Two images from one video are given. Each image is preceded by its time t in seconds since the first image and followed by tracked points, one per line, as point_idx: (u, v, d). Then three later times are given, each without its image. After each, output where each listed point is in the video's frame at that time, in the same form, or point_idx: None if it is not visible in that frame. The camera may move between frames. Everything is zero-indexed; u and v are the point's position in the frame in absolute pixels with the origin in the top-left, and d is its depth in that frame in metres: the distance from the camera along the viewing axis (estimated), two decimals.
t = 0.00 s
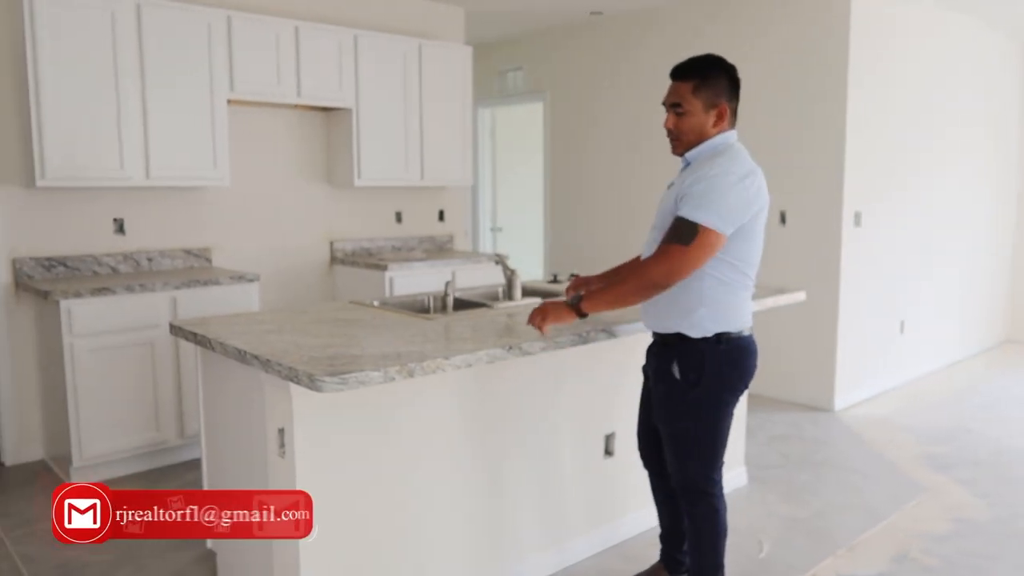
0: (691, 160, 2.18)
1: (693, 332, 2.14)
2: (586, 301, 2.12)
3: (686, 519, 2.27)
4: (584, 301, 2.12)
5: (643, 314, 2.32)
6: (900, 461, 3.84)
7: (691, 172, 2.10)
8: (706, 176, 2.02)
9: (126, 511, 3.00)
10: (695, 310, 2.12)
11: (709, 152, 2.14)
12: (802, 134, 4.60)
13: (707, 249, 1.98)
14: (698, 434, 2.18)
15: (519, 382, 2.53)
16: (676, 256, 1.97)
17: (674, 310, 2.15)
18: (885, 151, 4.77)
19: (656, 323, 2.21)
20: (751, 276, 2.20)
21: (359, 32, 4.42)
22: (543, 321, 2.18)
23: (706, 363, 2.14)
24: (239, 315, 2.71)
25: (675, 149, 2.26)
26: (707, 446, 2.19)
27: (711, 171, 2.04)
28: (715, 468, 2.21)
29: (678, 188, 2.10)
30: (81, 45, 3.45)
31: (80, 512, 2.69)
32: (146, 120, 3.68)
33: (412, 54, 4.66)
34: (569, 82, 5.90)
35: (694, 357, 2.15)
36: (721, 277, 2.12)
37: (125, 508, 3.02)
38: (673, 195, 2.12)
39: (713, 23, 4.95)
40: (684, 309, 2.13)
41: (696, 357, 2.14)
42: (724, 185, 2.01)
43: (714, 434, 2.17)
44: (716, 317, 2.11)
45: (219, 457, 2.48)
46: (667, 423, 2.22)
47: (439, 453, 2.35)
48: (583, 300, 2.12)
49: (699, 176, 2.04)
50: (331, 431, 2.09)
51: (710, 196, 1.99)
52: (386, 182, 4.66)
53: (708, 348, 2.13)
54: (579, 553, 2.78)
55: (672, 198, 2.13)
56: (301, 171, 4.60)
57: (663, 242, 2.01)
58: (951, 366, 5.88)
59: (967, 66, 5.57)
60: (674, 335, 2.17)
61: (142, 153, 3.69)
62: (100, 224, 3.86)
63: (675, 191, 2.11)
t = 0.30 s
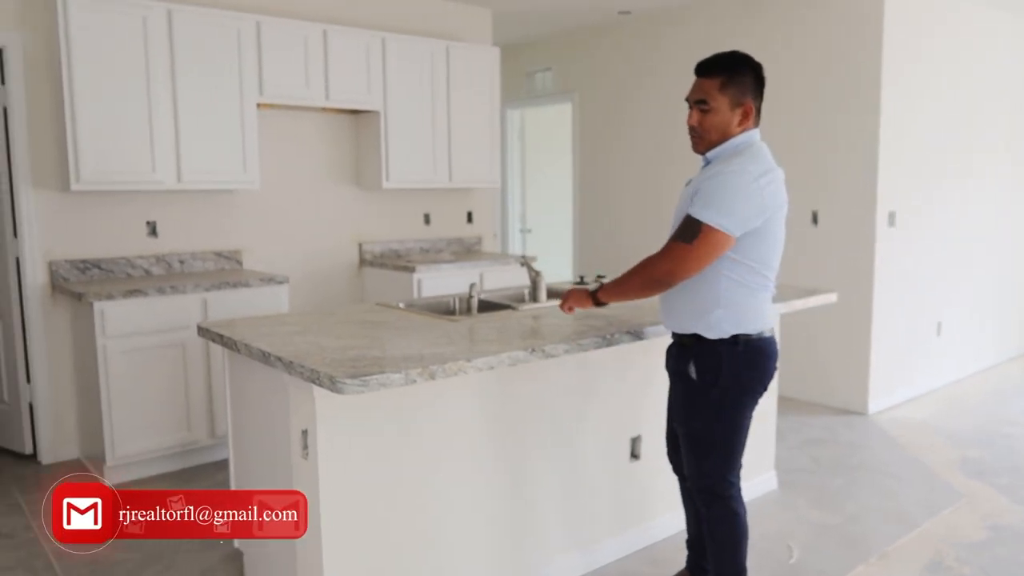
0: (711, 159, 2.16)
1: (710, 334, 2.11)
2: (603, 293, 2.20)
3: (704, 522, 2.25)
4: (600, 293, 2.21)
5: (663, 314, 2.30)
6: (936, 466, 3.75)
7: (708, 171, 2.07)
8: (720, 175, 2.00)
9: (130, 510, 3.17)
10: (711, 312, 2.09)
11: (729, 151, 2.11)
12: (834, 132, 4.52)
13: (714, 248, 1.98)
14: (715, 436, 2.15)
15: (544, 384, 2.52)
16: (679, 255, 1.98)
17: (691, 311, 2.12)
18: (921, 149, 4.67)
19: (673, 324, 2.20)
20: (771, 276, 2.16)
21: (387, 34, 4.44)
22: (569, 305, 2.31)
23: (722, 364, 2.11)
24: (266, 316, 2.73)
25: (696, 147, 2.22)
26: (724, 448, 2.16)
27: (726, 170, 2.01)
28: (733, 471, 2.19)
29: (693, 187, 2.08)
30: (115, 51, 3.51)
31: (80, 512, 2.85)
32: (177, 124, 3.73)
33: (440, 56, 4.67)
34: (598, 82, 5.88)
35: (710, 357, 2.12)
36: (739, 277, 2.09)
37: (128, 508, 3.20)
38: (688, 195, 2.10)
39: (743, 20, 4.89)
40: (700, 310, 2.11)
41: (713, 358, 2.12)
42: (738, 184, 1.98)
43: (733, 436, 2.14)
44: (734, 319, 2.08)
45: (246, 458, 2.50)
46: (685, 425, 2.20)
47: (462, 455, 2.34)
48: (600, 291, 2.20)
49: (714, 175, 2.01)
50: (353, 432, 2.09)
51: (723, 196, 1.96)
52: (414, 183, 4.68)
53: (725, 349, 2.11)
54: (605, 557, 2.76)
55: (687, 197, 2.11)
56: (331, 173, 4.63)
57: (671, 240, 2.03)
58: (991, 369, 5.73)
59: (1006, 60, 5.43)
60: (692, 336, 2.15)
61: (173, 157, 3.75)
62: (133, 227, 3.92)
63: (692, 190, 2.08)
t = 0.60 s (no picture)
0: (741, 163, 2.11)
1: (743, 338, 2.07)
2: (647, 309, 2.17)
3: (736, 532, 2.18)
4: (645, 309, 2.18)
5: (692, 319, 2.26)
6: (987, 481, 3.62)
7: (737, 175, 2.03)
8: (750, 179, 1.96)
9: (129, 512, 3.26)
10: (745, 316, 2.05)
11: (760, 154, 2.07)
12: (882, 136, 4.41)
13: (744, 252, 1.94)
14: (748, 442, 2.10)
15: (579, 390, 2.49)
16: (710, 262, 1.95)
17: (723, 316, 2.08)
18: (973, 153, 4.52)
19: (704, 329, 2.16)
20: (804, 279, 2.11)
21: (428, 39, 4.46)
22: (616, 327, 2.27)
23: (756, 366, 2.07)
24: (304, 318, 2.76)
25: (725, 150, 2.18)
26: (759, 456, 2.10)
27: (755, 172, 1.97)
28: (767, 481, 2.12)
29: (722, 191, 2.04)
30: (161, 58, 3.59)
31: (79, 512, 2.98)
32: (221, 129, 3.79)
33: (480, 60, 4.67)
34: (639, 86, 5.83)
35: (744, 360, 2.08)
36: (771, 281, 2.05)
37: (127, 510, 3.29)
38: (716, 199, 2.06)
39: (788, 22, 4.81)
40: (731, 315, 2.07)
41: (747, 361, 2.08)
42: (768, 188, 1.93)
43: (767, 442, 2.09)
44: (767, 323, 2.04)
45: (282, 458, 2.52)
46: (716, 431, 2.15)
47: (495, 460, 2.32)
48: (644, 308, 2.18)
49: (744, 179, 1.97)
50: (386, 435, 2.09)
51: (753, 197, 1.93)
52: (453, 187, 4.68)
53: (759, 353, 2.06)
54: (641, 566, 2.71)
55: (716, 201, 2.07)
56: (371, 177, 4.67)
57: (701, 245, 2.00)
58: None
59: None
60: (724, 341, 2.11)
61: (217, 161, 3.81)
62: (178, 229, 4.00)
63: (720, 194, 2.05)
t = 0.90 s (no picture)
0: (782, 161, 2.04)
1: (779, 339, 2.00)
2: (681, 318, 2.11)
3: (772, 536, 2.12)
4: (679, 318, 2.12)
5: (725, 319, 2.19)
6: None
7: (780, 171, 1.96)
8: (796, 176, 1.88)
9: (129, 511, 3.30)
10: (783, 316, 1.98)
11: (803, 152, 1.99)
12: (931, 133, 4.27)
13: (790, 252, 1.86)
14: (786, 444, 2.03)
15: (614, 394, 2.43)
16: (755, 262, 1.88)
17: (759, 315, 2.01)
18: None
19: (738, 330, 2.08)
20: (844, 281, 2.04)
21: (465, 38, 4.43)
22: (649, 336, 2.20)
23: (794, 367, 2.00)
24: (338, 317, 2.75)
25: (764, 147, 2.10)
26: (797, 459, 2.03)
27: (799, 170, 1.90)
28: (805, 484, 2.06)
29: (765, 189, 1.97)
30: (202, 60, 3.62)
31: (80, 511, 3.08)
32: (259, 129, 3.82)
33: (518, 58, 4.64)
34: (680, 84, 5.74)
35: (782, 361, 2.01)
36: (811, 282, 1.97)
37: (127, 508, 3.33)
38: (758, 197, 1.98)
39: (834, 16, 4.68)
40: (768, 315, 2.00)
41: (784, 362, 2.01)
42: (815, 186, 1.86)
43: (806, 445, 2.02)
44: (805, 324, 1.97)
45: (315, 458, 2.51)
46: (753, 433, 2.08)
47: (527, 463, 2.28)
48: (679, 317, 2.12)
49: (789, 176, 1.90)
50: (417, 437, 2.07)
51: (800, 195, 1.85)
52: (490, 187, 4.65)
53: (797, 353, 2.00)
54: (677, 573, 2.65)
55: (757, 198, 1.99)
56: (407, 177, 4.66)
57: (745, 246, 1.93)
58: None
59: None
60: (761, 342, 2.04)
61: (255, 161, 3.83)
62: (217, 228, 4.04)
63: (762, 193, 1.98)
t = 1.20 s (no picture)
0: (806, 161, 1.96)
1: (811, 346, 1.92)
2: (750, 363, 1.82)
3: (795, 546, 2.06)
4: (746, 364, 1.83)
5: (742, 325, 2.08)
6: None
7: (817, 174, 1.87)
8: (844, 181, 1.80)
9: (129, 511, 3.30)
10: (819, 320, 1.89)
11: (833, 154, 1.92)
12: (953, 134, 4.17)
13: (852, 261, 1.77)
14: (815, 454, 1.96)
15: (626, 401, 2.36)
16: (827, 276, 1.76)
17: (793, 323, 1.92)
18: None
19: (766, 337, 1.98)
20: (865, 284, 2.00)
21: (477, 37, 4.38)
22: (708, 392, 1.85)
23: (821, 373, 1.92)
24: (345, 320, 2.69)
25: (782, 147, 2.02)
26: (824, 467, 1.97)
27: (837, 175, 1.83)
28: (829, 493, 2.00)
29: (803, 192, 1.87)
30: (211, 58, 3.58)
31: (79, 511, 3.09)
32: (268, 129, 3.77)
33: (531, 58, 4.57)
34: (695, 84, 5.66)
35: (808, 368, 1.93)
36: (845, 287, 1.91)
37: (127, 508, 3.32)
38: (796, 200, 1.88)
39: (854, 15, 4.59)
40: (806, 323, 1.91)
41: (810, 369, 1.93)
42: (866, 191, 1.79)
43: (832, 452, 1.96)
44: (839, 330, 1.90)
45: (320, 464, 2.46)
46: (778, 443, 2.00)
47: (536, 472, 2.21)
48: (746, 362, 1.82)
49: (836, 180, 1.81)
50: (422, 445, 2.01)
51: (851, 201, 1.78)
52: (502, 188, 4.59)
53: (824, 360, 1.92)
54: None
55: (796, 202, 1.88)
56: (418, 177, 4.61)
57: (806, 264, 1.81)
58: None
59: None
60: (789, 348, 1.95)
61: (264, 161, 3.79)
62: (226, 229, 4.00)
63: (795, 199, 1.89)
